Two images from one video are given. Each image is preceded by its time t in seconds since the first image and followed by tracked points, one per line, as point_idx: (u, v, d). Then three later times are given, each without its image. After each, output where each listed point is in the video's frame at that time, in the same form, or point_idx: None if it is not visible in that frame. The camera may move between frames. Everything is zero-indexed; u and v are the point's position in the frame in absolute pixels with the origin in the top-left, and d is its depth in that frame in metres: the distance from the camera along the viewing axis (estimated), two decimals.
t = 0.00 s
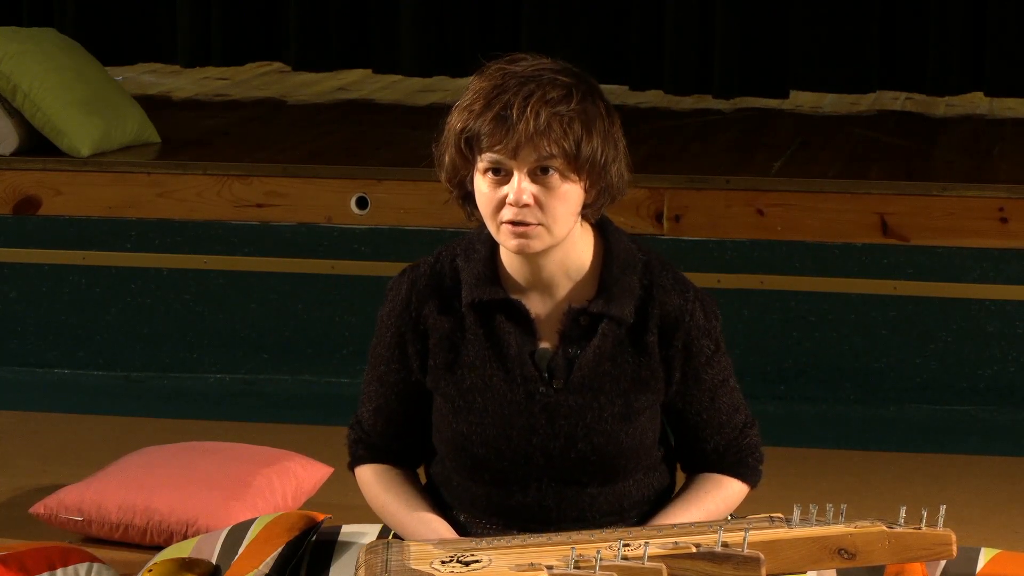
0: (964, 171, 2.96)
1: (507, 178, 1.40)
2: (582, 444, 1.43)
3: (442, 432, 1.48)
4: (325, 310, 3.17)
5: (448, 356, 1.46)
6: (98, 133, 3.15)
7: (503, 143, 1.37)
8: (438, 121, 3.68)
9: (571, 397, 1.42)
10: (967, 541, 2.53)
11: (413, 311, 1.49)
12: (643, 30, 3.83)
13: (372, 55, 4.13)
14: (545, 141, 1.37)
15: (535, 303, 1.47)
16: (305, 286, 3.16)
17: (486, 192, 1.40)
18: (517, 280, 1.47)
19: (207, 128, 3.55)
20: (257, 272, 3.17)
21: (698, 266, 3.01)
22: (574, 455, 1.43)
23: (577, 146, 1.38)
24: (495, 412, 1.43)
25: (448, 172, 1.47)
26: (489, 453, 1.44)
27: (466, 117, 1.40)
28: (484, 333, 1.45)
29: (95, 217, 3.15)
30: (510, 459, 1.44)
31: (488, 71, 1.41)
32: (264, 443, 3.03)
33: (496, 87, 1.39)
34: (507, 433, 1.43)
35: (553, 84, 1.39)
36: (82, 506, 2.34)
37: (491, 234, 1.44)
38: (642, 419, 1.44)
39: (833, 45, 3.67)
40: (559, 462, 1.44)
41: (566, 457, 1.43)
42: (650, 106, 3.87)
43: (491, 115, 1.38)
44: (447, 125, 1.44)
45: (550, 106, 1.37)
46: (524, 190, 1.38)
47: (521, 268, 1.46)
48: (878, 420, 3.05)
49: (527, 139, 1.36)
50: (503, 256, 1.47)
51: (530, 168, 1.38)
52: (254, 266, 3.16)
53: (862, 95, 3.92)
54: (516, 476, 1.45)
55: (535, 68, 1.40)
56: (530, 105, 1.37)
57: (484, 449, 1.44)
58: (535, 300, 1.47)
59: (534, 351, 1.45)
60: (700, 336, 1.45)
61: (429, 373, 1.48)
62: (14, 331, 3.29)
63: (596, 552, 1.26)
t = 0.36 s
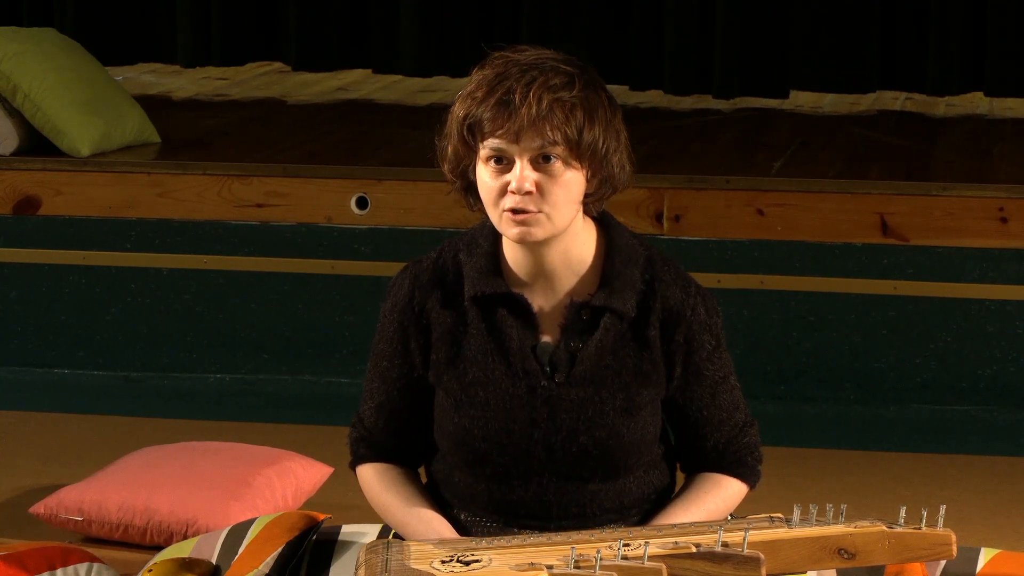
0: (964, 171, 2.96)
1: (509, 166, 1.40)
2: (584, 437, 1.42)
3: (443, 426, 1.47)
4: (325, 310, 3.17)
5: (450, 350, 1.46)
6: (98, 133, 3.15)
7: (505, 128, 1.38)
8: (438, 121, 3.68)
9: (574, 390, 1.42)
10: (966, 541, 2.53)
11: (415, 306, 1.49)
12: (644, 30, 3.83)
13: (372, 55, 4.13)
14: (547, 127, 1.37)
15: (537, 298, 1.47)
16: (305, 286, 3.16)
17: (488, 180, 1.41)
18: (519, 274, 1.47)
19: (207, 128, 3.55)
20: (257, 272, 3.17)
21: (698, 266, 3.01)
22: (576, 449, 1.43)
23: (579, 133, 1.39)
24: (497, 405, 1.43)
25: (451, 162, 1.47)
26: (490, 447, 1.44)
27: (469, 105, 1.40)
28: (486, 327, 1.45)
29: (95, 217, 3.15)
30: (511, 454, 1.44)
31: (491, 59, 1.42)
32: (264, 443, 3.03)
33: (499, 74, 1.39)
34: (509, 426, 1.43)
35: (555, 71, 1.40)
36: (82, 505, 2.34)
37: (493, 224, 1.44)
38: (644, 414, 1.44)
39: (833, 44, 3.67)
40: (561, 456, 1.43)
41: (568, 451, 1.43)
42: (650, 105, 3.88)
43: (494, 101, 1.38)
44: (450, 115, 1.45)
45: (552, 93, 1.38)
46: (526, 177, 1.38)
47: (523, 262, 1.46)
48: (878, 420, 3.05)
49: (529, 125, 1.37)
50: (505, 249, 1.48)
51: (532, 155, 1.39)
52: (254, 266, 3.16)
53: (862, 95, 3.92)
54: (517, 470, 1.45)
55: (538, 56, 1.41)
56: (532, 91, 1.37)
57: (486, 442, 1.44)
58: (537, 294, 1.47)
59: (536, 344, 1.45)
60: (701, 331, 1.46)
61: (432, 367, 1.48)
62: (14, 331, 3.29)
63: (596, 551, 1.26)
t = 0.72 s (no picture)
0: (964, 171, 2.96)
1: (510, 161, 1.40)
2: (586, 430, 1.42)
3: (445, 419, 1.47)
4: (325, 311, 3.17)
5: (454, 343, 1.46)
6: (98, 133, 3.15)
7: (504, 123, 1.38)
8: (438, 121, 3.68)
9: (576, 382, 1.42)
10: (966, 541, 2.53)
11: (418, 299, 1.49)
12: (644, 30, 3.83)
13: (372, 55, 4.13)
14: (545, 119, 1.37)
15: (540, 290, 1.48)
16: (305, 286, 3.16)
17: (490, 176, 1.40)
18: (522, 266, 1.47)
19: (207, 128, 3.55)
20: (257, 272, 3.17)
21: (697, 266, 3.01)
22: (577, 442, 1.43)
23: (577, 124, 1.39)
24: (500, 396, 1.42)
25: (452, 160, 1.47)
26: (492, 439, 1.44)
27: (467, 101, 1.40)
28: (489, 320, 1.45)
29: (95, 217, 3.15)
30: (513, 446, 1.44)
31: (487, 56, 1.42)
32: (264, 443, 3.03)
33: (496, 70, 1.40)
34: (511, 418, 1.42)
35: (550, 64, 1.40)
36: (81, 506, 2.34)
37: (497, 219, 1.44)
38: (646, 407, 1.44)
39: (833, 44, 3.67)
40: (563, 449, 1.43)
41: (570, 444, 1.43)
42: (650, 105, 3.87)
43: (492, 96, 1.38)
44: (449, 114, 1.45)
45: (549, 85, 1.38)
46: (527, 171, 1.38)
47: (526, 256, 1.46)
48: (878, 420, 3.05)
49: (528, 118, 1.37)
50: (508, 243, 1.48)
51: (532, 149, 1.39)
52: (254, 266, 3.16)
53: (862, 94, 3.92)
54: (519, 463, 1.45)
55: (532, 51, 1.42)
56: (529, 84, 1.38)
57: (488, 434, 1.44)
58: (540, 287, 1.48)
59: (539, 337, 1.45)
60: (703, 325, 1.46)
61: (435, 360, 1.48)
62: (14, 331, 3.29)
63: (596, 551, 1.26)
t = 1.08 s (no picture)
0: (964, 171, 2.96)
1: (516, 149, 1.39)
2: (589, 419, 1.42)
3: (448, 410, 1.47)
4: (324, 311, 3.17)
5: (458, 334, 1.46)
6: (98, 133, 3.15)
7: (511, 109, 1.38)
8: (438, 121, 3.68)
9: (579, 371, 1.42)
10: (966, 541, 2.53)
11: (422, 292, 1.49)
12: (644, 29, 3.83)
13: (372, 55, 4.13)
14: (551, 105, 1.37)
15: (545, 282, 1.48)
16: (306, 286, 3.16)
17: (497, 164, 1.40)
18: (526, 257, 1.48)
19: (207, 128, 3.55)
20: (257, 272, 3.17)
21: (697, 266, 3.01)
22: (580, 432, 1.43)
23: (583, 110, 1.39)
24: (504, 386, 1.43)
25: (457, 151, 1.47)
26: (496, 429, 1.44)
27: (472, 91, 1.40)
28: (493, 310, 1.45)
29: (96, 217, 3.15)
30: (516, 436, 1.43)
31: (489, 46, 1.43)
32: (264, 443, 3.03)
33: (500, 58, 1.40)
34: (514, 406, 1.42)
35: (554, 52, 1.41)
36: (81, 505, 2.35)
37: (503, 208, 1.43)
38: (649, 397, 1.44)
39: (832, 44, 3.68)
40: (566, 439, 1.43)
41: (573, 435, 1.43)
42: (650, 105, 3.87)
43: (497, 84, 1.39)
44: (452, 105, 1.45)
45: (553, 72, 1.39)
46: (535, 156, 1.37)
47: (531, 246, 1.47)
48: (878, 420, 3.05)
49: (534, 104, 1.37)
50: (513, 235, 1.48)
51: (539, 134, 1.38)
52: (254, 266, 3.16)
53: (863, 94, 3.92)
54: (522, 454, 1.45)
55: (535, 39, 1.42)
56: (534, 71, 1.38)
57: (491, 423, 1.44)
58: (544, 278, 1.48)
59: (542, 328, 1.45)
60: (706, 318, 1.46)
61: (438, 352, 1.48)
62: (13, 330, 3.29)
63: (596, 551, 1.26)
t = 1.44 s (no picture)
0: (964, 171, 2.96)
1: (517, 146, 1.39)
2: (592, 413, 1.42)
3: (451, 405, 1.47)
4: (324, 311, 3.17)
5: (461, 328, 1.47)
6: (98, 133, 3.15)
7: (511, 107, 1.38)
8: (438, 120, 3.68)
9: (582, 366, 1.42)
10: (966, 541, 2.53)
11: (426, 288, 1.50)
12: (644, 29, 3.83)
13: (372, 55, 4.13)
14: (552, 101, 1.37)
15: (548, 277, 1.47)
16: (306, 286, 3.16)
17: (498, 161, 1.39)
18: (528, 253, 1.48)
19: (207, 128, 3.55)
20: (257, 272, 3.17)
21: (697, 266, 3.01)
22: (583, 427, 1.42)
23: (583, 106, 1.39)
24: (507, 379, 1.42)
25: (459, 150, 1.48)
26: (499, 422, 1.43)
27: (472, 90, 1.40)
28: (496, 305, 1.45)
29: (96, 217, 3.15)
30: (519, 431, 1.43)
31: (488, 46, 1.43)
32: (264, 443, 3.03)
33: (499, 57, 1.40)
34: (517, 400, 1.42)
35: (552, 50, 1.41)
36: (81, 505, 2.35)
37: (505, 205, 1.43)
38: (651, 392, 1.44)
39: (833, 44, 3.68)
40: (568, 434, 1.43)
41: (576, 429, 1.42)
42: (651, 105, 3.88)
43: (497, 82, 1.38)
44: (452, 106, 1.45)
45: (553, 69, 1.39)
46: (537, 151, 1.37)
47: (533, 242, 1.47)
48: (878, 420, 3.05)
49: (535, 101, 1.37)
50: (516, 231, 1.48)
51: (540, 130, 1.38)
52: (254, 266, 3.16)
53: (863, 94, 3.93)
54: (523, 449, 1.44)
55: (532, 37, 1.42)
56: (533, 68, 1.38)
57: (493, 418, 1.43)
58: (547, 273, 1.48)
59: (545, 323, 1.44)
60: (707, 315, 1.46)
61: (442, 347, 1.48)
62: (14, 331, 3.28)
63: (596, 550, 1.26)
